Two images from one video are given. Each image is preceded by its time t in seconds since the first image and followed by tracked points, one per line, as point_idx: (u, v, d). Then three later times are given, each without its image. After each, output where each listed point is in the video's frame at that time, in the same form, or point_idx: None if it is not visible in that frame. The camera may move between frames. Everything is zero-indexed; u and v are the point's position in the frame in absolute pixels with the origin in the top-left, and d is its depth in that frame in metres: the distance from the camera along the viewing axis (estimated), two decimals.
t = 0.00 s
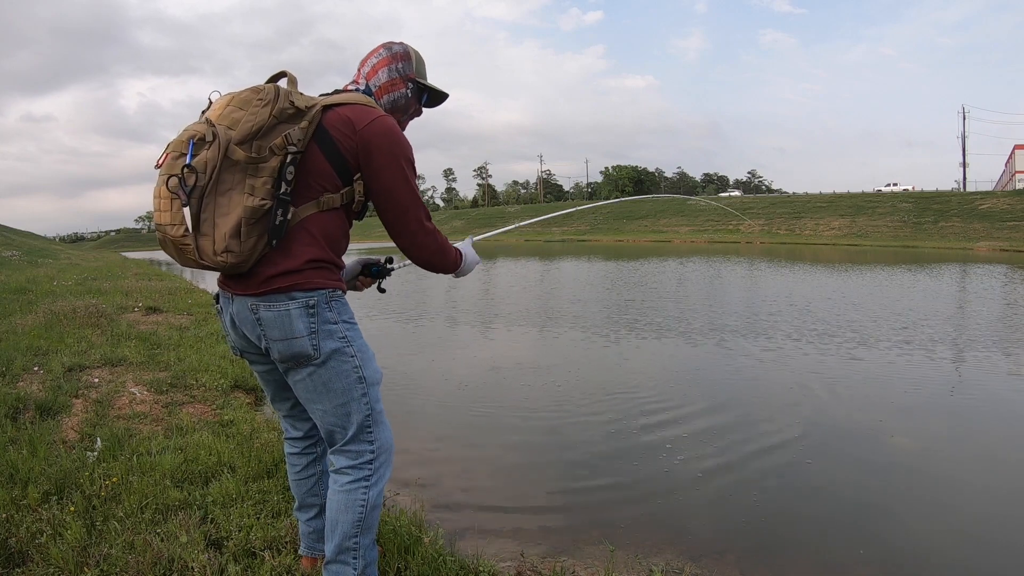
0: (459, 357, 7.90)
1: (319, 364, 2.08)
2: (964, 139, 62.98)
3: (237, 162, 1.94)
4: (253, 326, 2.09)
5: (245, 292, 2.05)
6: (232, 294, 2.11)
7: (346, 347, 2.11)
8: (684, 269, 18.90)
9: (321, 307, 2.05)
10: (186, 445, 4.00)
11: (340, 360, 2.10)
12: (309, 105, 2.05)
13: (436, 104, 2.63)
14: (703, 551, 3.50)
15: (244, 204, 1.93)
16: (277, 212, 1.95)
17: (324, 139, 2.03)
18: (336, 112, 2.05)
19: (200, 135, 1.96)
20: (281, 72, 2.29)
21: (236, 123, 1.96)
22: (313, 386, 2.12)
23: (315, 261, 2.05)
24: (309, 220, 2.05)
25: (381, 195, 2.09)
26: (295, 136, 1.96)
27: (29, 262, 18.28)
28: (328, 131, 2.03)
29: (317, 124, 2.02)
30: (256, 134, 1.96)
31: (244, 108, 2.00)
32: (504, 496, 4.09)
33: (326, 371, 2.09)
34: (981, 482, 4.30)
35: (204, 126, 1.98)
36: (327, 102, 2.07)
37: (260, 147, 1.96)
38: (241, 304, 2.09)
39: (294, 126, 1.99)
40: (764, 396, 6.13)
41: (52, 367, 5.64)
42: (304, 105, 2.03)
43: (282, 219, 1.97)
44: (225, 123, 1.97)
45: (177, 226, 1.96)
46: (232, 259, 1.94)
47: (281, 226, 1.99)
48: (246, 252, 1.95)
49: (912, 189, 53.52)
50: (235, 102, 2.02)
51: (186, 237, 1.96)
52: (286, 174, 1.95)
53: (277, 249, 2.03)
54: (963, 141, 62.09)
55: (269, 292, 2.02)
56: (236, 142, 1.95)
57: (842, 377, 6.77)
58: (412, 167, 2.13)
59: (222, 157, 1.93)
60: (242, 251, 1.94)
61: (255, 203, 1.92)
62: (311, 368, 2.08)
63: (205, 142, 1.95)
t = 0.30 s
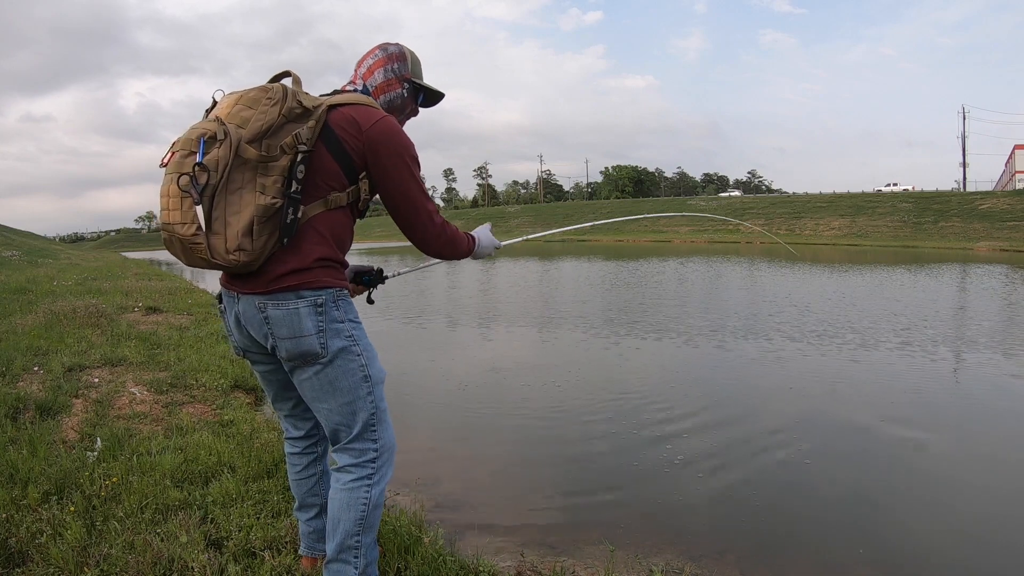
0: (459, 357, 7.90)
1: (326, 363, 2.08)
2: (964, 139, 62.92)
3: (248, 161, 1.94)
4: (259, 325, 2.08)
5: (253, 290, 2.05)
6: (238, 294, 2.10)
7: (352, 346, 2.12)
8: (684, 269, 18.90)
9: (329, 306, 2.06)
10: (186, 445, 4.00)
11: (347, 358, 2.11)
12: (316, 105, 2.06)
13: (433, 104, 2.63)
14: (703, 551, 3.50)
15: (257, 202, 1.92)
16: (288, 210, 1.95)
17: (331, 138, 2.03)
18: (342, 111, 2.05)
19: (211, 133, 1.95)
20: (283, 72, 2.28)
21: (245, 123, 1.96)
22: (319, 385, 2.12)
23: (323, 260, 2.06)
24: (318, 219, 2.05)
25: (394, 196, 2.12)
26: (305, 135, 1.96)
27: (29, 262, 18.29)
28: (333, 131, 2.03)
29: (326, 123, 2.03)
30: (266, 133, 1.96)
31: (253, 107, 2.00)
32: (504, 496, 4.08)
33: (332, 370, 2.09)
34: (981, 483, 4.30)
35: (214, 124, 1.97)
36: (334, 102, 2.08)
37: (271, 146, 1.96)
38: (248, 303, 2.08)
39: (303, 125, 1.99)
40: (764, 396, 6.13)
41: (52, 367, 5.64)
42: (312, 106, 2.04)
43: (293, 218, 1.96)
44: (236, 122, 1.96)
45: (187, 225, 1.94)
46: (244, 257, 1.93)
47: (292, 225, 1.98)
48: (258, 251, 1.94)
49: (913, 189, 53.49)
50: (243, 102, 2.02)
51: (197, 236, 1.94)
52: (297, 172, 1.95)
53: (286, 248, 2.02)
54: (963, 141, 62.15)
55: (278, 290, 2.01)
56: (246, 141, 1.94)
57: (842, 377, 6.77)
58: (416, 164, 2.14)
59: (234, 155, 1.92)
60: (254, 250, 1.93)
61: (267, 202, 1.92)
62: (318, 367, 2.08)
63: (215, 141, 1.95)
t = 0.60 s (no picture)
0: (459, 357, 7.91)
1: (329, 361, 2.08)
2: (964, 139, 62.85)
3: (254, 158, 1.94)
4: (263, 324, 2.08)
5: (256, 289, 2.04)
6: (241, 291, 2.10)
7: (354, 344, 2.12)
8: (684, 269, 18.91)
9: (332, 305, 2.06)
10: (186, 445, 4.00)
11: (349, 356, 2.11)
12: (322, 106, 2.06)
13: (435, 108, 2.64)
14: (703, 551, 3.50)
15: (262, 199, 1.92)
16: (293, 208, 1.95)
17: (336, 138, 2.03)
18: (347, 112, 2.05)
19: (218, 130, 1.95)
20: (290, 72, 2.29)
21: (253, 121, 1.96)
22: (321, 383, 2.12)
23: (327, 259, 2.07)
24: (322, 218, 2.06)
25: (398, 200, 2.13)
26: (311, 134, 1.96)
27: (29, 262, 18.30)
28: (338, 132, 2.03)
29: (332, 123, 2.02)
30: (272, 131, 1.96)
31: (260, 106, 2.00)
32: (504, 496, 4.09)
33: (334, 368, 2.09)
34: (981, 483, 4.30)
35: (222, 122, 1.97)
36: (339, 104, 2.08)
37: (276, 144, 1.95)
38: (251, 302, 2.08)
39: (309, 125, 1.99)
40: (764, 396, 6.13)
41: (52, 367, 5.64)
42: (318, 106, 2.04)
43: (297, 215, 1.96)
44: (243, 119, 1.96)
45: (192, 220, 1.92)
46: (248, 253, 1.92)
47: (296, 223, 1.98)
48: (262, 247, 1.94)
49: (913, 189, 53.48)
50: (251, 101, 2.02)
51: (202, 231, 1.92)
52: (302, 171, 1.95)
53: (290, 246, 2.03)
54: (963, 141, 62.17)
55: (281, 289, 2.02)
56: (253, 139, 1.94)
57: (841, 377, 6.78)
58: (418, 166, 2.13)
59: (242, 152, 1.92)
60: (258, 246, 1.93)
61: (272, 200, 1.92)
62: (320, 365, 2.08)
63: (222, 138, 1.95)
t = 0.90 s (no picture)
0: (460, 357, 7.91)
1: (329, 361, 2.08)
2: (964, 139, 62.78)
3: (257, 159, 1.94)
4: (264, 324, 2.08)
5: (257, 288, 2.04)
6: (243, 291, 2.10)
7: (355, 344, 2.12)
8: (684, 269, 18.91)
9: (333, 305, 2.06)
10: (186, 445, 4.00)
11: (350, 356, 2.11)
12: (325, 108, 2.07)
13: (435, 111, 2.63)
14: (703, 551, 3.50)
15: (265, 199, 1.92)
16: (295, 209, 1.95)
17: (337, 140, 2.03)
18: (349, 114, 2.05)
19: (221, 130, 1.95)
20: (293, 73, 2.28)
21: (256, 122, 1.97)
22: (322, 383, 2.12)
23: (329, 260, 2.07)
24: (323, 219, 2.06)
25: (398, 202, 2.12)
26: (315, 135, 1.97)
27: (29, 262, 18.30)
28: (340, 133, 2.03)
29: (335, 125, 2.03)
30: (275, 133, 1.96)
31: (263, 107, 2.00)
32: (504, 496, 4.09)
33: (335, 368, 2.09)
34: (982, 483, 4.30)
35: (226, 122, 1.97)
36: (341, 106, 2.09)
37: (280, 146, 1.96)
38: (252, 302, 2.08)
39: (311, 126, 1.99)
40: (765, 396, 6.14)
41: (52, 367, 5.64)
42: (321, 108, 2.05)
43: (300, 216, 1.96)
44: (247, 120, 1.97)
45: (194, 219, 1.92)
46: (251, 253, 1.92)
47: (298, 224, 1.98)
48: (265, 247, 1.93)
49: (912, 189, 53.50)
50: (253, 102, 2.02)
51: (204, 230, 1.91)
52: (305, 172, 1.96)
53: (292, 246, 2.03)
54: (963, 141, 62.15)
55: (283, 289, 2.02)
56: (257, 139, 1.94)
57: (841, 377, 6.78)
58: (418, 170, 2.13)
59: (247, 152, 1.93)
60: (261, 246, 1.93)
61: (275, 200, 1.92)
62: (320, 365, 2.08)
63: (225, 138, 1.95)
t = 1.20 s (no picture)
0: (460, 357, 7.91)
1: (329, 361, 2.08)
2: (965, 139, 62.67)
3: (257, 159, 1.94)
4: (263, 324, 2.08)
5: (256, 288, 2.04)
6: (243, 291, 2.10)
7: (354, 344, 2.12)
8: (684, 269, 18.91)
9: (332, 306, 2.06)
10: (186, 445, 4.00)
11: (350, 356, 2.11)
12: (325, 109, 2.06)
13: (436, 112, 2.63)
14: (703, 551, 3.50)
15: (264, 199, 1.92)
16: (295, 209, 1.95)
17: (337, 141, 2.03)
18: (348, 116, 2.05)
19: (222, 130, 1.95)
20: (295, 75, 2.29)
21: (256, 122, 1.97)
22: (322, 383, 2.12)
23: (328, 260, 2.07)
24: (323, 219, 2.06)
25: (398, 204, 2.12)
26: (314, 136, 1.97)
27: (29, 262, 18.30)
28: (339, 134, 2.03)
29: (334, 126, 2.03)
30: (275, 133, 1.96)
31: (263, 107, 2.00)
32: (504, 496, 4.09)
33: (334, 368, 2.09)
34: (982, 483, 4.29)
35: (226, 122, 1.97)
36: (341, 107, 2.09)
37: (279, 146, 1.96)
38: (252, 302, 2.08)
39: (311, 127, 1.99)
40: (765, 396, 6.14)
41: (52, 367, 5.63)
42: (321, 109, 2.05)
43: (299, 216, 1.96)
44: (246, 120, 1.97)
45: (193, 219, 1.92)
46: (250, 253, 1.92)
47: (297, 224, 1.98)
48: (264, 247, 1.93)
49: (912, 189, 53.47)
50: (254, 102, 2.02)
51: (204, 230, 1.91)
52: (305, 172, 1.95)
53: (291, 246, 2.03)
54: (964, 141, 62.07)
55: (282, 289, 2.01)
56: (256, 140, 1.94)
57: (841, 377, 6.78)
58: (417, 171, 2.13)
59: (246, 152, 1.92)
60: (261, 246, 1.93)
61: (274, 200, 1.92)
62: (320, 365, 2.08)
63: (225, 138, 1.95)
